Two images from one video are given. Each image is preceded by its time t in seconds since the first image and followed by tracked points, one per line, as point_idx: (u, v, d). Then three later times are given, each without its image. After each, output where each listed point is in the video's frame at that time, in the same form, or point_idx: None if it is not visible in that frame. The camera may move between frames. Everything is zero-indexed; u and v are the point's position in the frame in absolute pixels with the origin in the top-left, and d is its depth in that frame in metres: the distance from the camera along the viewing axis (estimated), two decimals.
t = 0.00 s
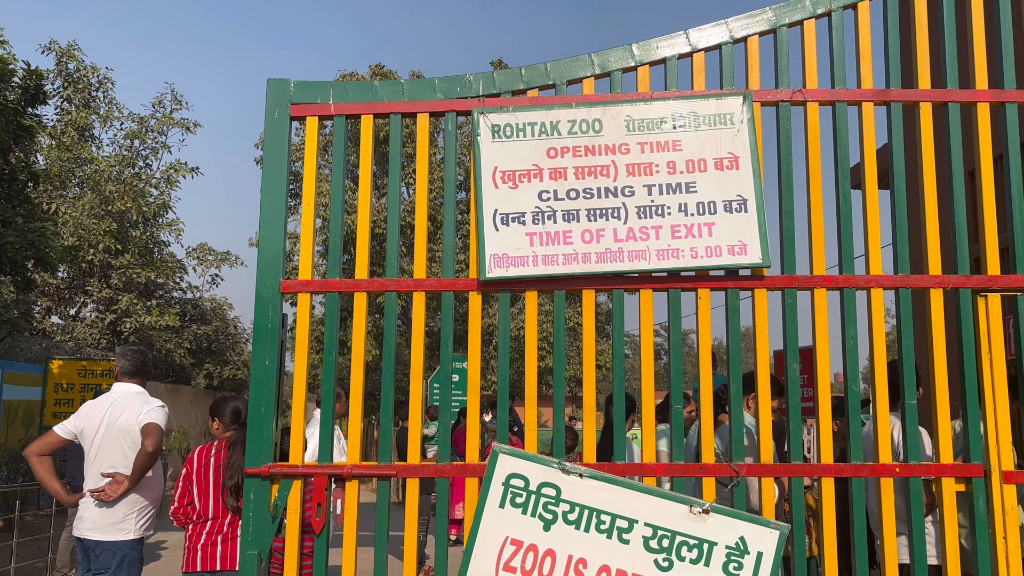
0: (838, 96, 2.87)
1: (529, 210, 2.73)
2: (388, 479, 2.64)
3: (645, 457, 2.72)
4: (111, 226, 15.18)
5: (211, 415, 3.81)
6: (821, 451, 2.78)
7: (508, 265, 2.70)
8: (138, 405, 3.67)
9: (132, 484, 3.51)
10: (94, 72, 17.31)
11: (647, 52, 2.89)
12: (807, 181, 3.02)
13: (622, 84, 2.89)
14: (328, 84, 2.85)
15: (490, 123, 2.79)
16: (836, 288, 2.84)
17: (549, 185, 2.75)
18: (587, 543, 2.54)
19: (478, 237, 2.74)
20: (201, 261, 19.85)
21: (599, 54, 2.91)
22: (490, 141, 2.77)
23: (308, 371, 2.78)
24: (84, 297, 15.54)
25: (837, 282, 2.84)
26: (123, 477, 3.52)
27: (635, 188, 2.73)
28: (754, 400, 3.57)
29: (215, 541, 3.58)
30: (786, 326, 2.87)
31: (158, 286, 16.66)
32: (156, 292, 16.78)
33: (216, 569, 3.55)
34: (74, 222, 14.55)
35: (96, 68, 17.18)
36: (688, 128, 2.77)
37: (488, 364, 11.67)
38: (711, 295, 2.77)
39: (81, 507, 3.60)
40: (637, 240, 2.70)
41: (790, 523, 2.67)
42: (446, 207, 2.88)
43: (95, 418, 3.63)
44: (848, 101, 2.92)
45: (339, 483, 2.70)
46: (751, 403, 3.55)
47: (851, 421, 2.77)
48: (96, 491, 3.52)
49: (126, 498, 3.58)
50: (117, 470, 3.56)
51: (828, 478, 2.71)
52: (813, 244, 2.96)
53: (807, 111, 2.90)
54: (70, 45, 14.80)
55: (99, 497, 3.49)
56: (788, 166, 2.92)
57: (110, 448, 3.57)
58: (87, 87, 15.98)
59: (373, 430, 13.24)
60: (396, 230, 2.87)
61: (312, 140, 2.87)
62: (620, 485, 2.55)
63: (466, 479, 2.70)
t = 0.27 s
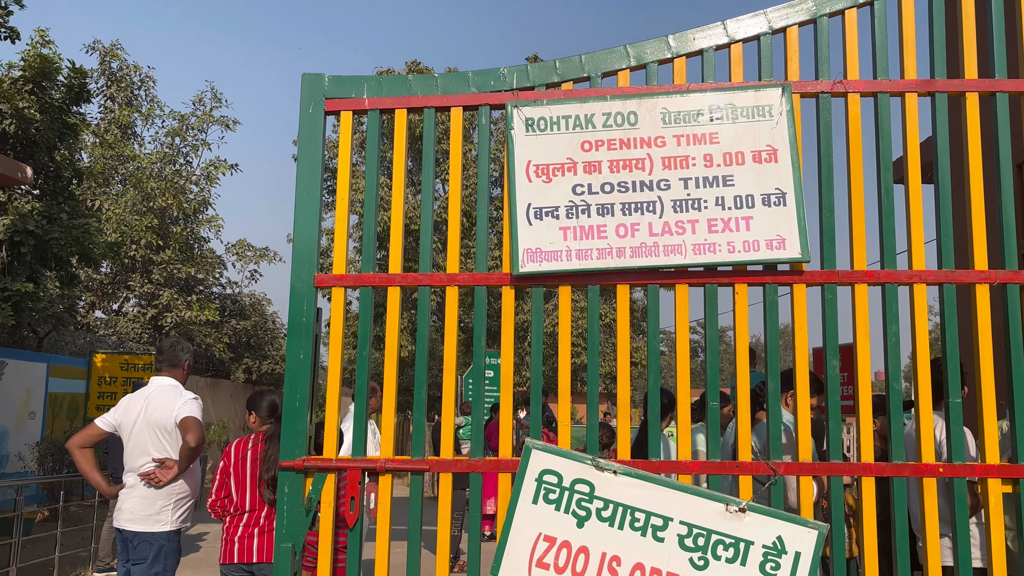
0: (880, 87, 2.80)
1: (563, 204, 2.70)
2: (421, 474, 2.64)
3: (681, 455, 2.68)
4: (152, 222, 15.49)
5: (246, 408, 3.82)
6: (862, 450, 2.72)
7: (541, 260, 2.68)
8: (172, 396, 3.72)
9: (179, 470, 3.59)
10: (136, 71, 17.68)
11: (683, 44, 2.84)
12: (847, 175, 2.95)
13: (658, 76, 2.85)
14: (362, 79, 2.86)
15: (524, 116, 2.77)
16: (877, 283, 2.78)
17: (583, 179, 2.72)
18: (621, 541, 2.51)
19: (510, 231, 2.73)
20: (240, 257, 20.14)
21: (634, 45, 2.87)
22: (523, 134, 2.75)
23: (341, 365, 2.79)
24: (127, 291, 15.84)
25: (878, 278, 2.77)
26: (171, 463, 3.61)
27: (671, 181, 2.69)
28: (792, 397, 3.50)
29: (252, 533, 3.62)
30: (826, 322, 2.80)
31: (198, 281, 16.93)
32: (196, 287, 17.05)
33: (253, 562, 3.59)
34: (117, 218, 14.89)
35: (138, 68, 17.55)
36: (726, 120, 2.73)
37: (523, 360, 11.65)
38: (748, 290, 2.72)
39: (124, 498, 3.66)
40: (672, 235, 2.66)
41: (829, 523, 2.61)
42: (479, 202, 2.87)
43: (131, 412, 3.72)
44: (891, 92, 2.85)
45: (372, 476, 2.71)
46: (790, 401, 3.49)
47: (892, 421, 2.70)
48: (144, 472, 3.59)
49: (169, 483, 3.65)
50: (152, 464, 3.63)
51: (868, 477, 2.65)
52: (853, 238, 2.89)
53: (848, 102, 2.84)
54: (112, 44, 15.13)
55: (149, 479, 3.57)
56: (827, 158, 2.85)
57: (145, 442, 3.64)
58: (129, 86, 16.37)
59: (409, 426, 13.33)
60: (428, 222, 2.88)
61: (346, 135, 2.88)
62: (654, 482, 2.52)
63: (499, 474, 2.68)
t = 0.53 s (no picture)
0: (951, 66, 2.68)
1: (618, 189, 2.65)
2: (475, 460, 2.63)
3: (740, 447, 2.61)
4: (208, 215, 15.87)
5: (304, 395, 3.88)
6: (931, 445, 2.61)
7: (596, 246, 2.64)
8: (225, 386, 3.75)
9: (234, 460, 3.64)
10: (194, 67, 18.13)
11: (743, 24, 2.76)
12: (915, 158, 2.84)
13: (717, 58, 2.77)
14: (415, 65, 2.84)
15: (579, 100, 2.72)
16: (947, 271, 2.66)
17: (639, 164, 2.67)
18: (678, 533, 2.46)
19: (565, 217, 2.68)
20: (294, 249, 20.47)
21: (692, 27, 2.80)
22: (578, 119, 2.71)
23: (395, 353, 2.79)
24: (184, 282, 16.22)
25: (949, 265, 2.66)
26: (225, 452, 3.66)
27: (731, 165, 2.62)
28: (856, 390, 3.39)
29: (307, 519, 3.67)
30: (893, 311, 2.69)
31: (252, 272, 17.25)
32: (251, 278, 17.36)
33: (308, 547, 3.65)
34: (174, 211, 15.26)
35: (195, 64, 17.98)
36: (788, 102, 2.64)
37: (573, 352, 11.59)
38: (811, 277, 2.64)
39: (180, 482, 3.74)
40: (732, 221, 2.59)
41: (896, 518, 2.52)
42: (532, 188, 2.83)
43: (187, 399, 3.80)
44: (963, 71, 2.73)
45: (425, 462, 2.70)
46: (853, 394, 3.38)
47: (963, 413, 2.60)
48: (198, 460, 3.65)
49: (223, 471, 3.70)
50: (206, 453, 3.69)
51: (937, 472, 2.55)
52: (922, 224, 2.77)
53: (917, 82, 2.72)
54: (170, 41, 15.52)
55: (203, 466, 3.63)
56: (895, 141, 2.75)
57: (198, 429, 3.72)
58: (185, 81, 16.89)
59: (459, 417, 13.40)
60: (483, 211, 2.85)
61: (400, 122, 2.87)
62: (712, 474, 2.46)
63: (552, 463, 2.64)
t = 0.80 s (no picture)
0: None
1: (704, 165, 2.53)
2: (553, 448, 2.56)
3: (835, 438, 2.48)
4: (270, 205, 16.20)
5: (377, 379, 3.97)
6: None
7: (680, 226, 2.52)
8: (293, 371, 3.74)
9: (300, 446, 3.62)
10: (256, 61, 18.53)
11: None
12: None
13: (808, 27, 2.63)
14: (490, 41, 2.77)
15: (662, 74, 2.61)
16: None
17: (725, 139, 2.55)
18: (769, 526, 2.35)
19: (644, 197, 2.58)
20: (353, 240, 20.72)
21: None
22: (661, 93, 2.60)
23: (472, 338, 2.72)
24: (248, 272, 16.53)
25: None
26: (292, 438, 3.65)
27: (825, 140, 2.48)
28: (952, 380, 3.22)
29: (377, 506, 3.73)
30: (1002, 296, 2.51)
31: (313, 262, 17.47)
32: (312, 268, 17.58)
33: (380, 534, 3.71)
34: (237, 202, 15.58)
35: (258, 58, 18.35)
36: (887, 73, 2.48)
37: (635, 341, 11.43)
38: (912, 259, 2.48)
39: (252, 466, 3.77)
40: (827, 198, 2.45)
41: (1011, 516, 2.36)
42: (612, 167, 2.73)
43: (259, 384, 3.83)
44: None
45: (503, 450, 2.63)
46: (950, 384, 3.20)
47: None
48: (267, 444, 3.66)
49: (291, 457, 3.68)
50: (275, 438, 3.69)
51: None
52: None
53: None
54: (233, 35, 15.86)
55: (270, 451, 3.63)
56: (1005, 112, 2.56)
57: (268, 413, 3.73)
58: (247, 74, 17.45)
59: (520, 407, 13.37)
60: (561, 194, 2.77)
61: (472, 102, 2.78)
62: (806, 463, 2.34)
63: (635, 451, 2.54)
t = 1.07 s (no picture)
0: None
1: (826, 138, 2.68)
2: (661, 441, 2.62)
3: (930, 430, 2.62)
4: (330, 197, 16.37)
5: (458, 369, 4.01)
6: None
7: (802, 201, 2.66)
8: (371, 360, 3.65)
9: (376, 437, 3.53)
10: (314, 54, 18.72)
11: None
12: None
13: None
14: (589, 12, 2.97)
15: (776, 41, 2.78)
16: None
17: (848, 108, 2.68)
18: (900, 527, 2.53)
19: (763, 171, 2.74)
20: (410, 232, 20.82)
21: None
22: (776, 64, 2.76)
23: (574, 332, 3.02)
24: (308, 264, 16.71)
25: None
26: (369, 428, 3.56)
27: (957, 108, 2.57)
28: None
29: (460, 497, 3.77)
30: None
31: (372, 254, 17.57)
32: (371, 260, 17.69)
33: (463, 526, 3.74)
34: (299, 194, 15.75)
35: (316, 51, 18.53)
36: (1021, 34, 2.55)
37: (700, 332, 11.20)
38: None
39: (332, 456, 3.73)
40: (960, 168, 2.55)
41: None
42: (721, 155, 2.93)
43: (339, 373, 3.79)
44: None
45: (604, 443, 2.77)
46: None
47: None
48: (344, 434, 3.60)
49: (370, 447, 3.60)
50: (354, 427, 3.62)
51: None
52: None
53: None
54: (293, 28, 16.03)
55: (348, 441, 3.56)
56: None
57: (346, 403, 3.67)
58: (307, 68, 17.76)
59: (581, 399, 13.24)
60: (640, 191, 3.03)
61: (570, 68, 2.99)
62: (938, 462, 2.51)
63: (751, 445, 2.71)
